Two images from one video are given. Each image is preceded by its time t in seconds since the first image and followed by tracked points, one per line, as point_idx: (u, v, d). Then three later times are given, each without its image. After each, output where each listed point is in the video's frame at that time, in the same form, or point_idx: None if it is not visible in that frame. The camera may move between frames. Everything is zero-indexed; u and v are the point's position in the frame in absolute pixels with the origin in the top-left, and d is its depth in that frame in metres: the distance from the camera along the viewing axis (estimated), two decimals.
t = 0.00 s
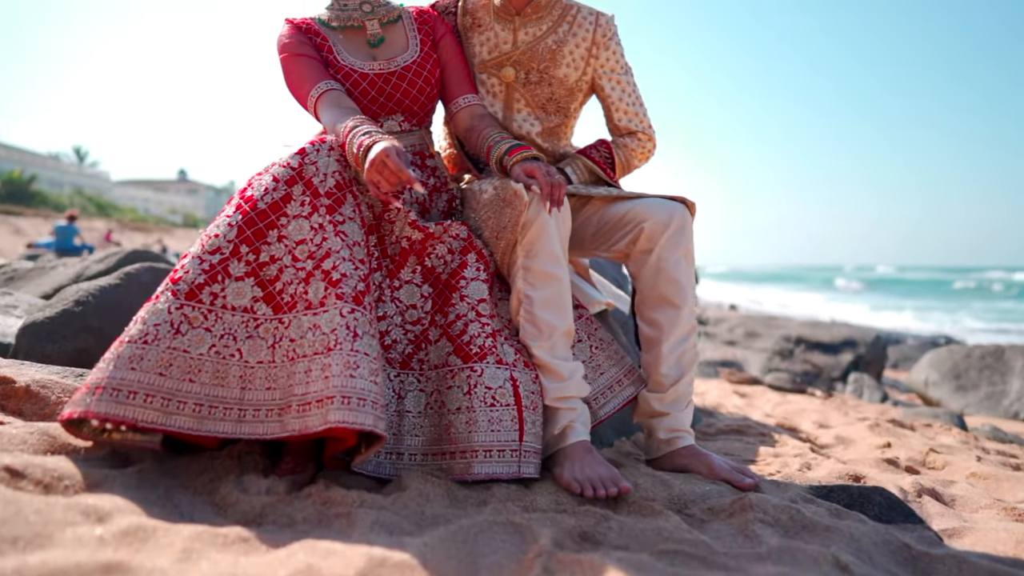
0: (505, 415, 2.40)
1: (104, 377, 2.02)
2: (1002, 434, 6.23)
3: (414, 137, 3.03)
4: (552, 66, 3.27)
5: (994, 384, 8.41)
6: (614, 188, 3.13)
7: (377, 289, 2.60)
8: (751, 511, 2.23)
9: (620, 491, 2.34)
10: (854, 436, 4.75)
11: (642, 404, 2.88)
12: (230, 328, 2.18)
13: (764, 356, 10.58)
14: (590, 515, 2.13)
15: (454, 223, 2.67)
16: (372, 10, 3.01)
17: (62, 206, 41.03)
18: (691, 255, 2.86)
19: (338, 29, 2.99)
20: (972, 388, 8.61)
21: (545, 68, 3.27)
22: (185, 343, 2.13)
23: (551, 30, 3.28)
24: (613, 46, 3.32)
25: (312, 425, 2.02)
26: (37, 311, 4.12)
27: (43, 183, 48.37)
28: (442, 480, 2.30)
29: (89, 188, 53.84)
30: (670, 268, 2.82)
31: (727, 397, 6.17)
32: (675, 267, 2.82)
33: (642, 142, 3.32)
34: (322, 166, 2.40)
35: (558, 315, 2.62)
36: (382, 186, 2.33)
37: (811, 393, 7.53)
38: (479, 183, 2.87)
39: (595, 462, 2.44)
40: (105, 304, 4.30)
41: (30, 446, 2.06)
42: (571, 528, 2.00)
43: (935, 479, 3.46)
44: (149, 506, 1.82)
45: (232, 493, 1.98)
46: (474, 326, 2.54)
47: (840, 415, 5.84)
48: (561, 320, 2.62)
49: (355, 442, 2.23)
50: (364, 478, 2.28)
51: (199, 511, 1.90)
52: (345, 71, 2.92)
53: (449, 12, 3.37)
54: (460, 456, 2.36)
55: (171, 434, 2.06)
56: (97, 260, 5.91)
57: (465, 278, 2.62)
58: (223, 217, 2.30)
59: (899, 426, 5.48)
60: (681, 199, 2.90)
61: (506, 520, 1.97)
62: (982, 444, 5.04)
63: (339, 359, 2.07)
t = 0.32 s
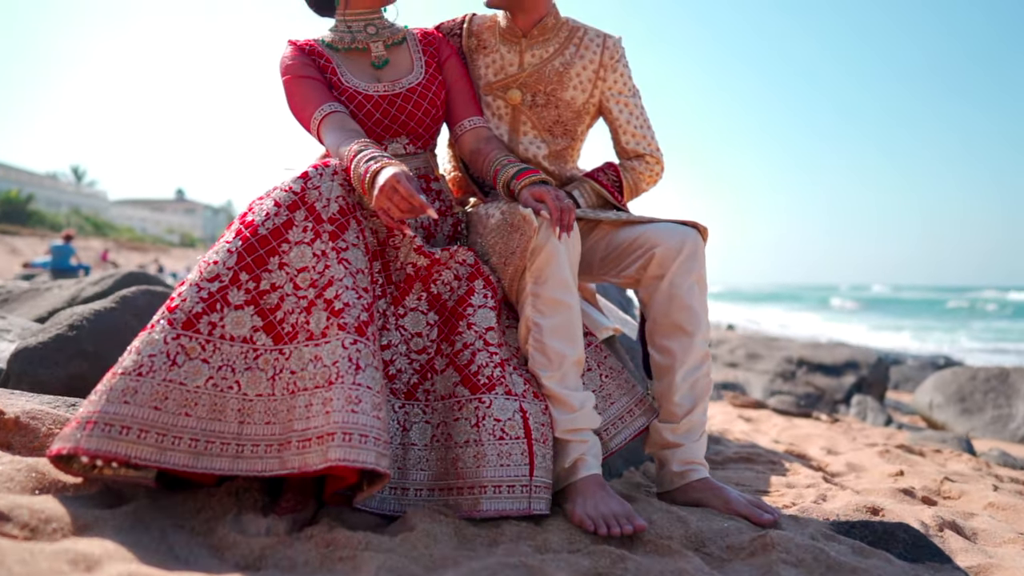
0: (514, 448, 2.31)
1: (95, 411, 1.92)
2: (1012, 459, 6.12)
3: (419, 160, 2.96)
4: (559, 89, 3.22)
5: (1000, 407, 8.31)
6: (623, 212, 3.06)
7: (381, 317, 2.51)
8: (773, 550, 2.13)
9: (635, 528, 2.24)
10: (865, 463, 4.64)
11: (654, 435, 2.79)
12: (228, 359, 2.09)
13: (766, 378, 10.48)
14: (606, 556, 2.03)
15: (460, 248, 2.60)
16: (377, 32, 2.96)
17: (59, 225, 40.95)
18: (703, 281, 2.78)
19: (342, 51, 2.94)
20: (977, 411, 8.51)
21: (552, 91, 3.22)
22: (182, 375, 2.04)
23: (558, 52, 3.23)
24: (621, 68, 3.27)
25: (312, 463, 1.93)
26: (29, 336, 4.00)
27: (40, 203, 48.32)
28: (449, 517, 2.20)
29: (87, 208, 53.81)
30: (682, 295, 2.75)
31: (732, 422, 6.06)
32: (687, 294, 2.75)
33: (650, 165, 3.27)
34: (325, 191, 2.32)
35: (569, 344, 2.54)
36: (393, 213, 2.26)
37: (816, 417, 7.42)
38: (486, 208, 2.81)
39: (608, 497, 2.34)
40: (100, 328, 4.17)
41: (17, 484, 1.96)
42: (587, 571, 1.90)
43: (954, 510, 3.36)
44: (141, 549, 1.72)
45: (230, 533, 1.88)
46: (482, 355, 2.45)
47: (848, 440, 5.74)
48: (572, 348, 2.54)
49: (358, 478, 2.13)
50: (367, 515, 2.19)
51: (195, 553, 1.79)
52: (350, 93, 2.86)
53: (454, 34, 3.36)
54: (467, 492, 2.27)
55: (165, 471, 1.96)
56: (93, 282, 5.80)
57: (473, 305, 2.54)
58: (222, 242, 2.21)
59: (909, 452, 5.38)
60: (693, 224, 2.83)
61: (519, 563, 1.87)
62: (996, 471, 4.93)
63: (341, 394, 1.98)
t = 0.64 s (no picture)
0: (525, 482, 2.22)
1: (86, 447, 1.83)
2: None
3: (424, 182, 2.90)
4: (566, 110, 3.16)
5: (1007, 430, 8.21)
6: (632, 235, 3.00)
7: (386, 345, 2.43)
8: None
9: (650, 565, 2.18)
10: (877, 489, 4.54)
11: (666, 466, 2.70)
12: (227, 391, 2.00)
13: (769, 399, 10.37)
14: None
15: (467, 272, 2.53)
16: (381, 52, 2.90)
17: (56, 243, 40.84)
18: (717, 306, 2.70)
19: (346, 71, 2.88)
20: (984, 434, 8.41)
21: (560, 112, 3.16)
22: (178, 409, 1.95)
23: (565, 73, 3.18)
24: (629, 89, 3.22)
25: (315, 502, 1.84)
26: (21, 360, 3.89)
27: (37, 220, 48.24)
28: (457, 556, 2.11)
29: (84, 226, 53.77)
30: (696, 321, 2.67)
31: (739, 446, 5.96)
32: (701, 320, 2.67)
33: (659, 187, 3.20)
34: (329, 216, 2.24)
35: (580, 373, 2.45)
36: (398, 236, 2.18)
37: (822, 440, 7.31)
38: (493, 231, 2.75)
39: (622, 533, 2.25)
40: (95, 352, 4.08)
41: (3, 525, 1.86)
42: None
43: (974, 542, 3.26)
44: None
45: None
46: (490, 385, 2.36)
47: (856, 465, 5.63)
48: (583, 377, 2.45)
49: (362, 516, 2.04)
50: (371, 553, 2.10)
51: None
52: (353, 114, 2.79)
53: (459, 55, 3.31)
54: (476, 529, 2.17)
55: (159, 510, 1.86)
56: (90, 303, 5.71)
57: (480, 332, 2.46)
58: (222, 268, 2.13)
59: (920, 477, 5.27)
60: (705, 248, 2.76)
61: None
62: (1010, 498, 4.82)
63: (345, 429, 1.89)
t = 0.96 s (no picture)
0: (535, 518, 2.12)
1: (75, 486, 1.73)
2: None
3: (428, 204, 2.82)
4: (573, 130, 3.10)
5: (1013, 451, 8.11)
6: (641, 258, 2.94)
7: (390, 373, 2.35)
8: None
9: None
10: (889, 516, 4.44)
11: (678, 497, 2.61)
12: (225, 424, 1.91)
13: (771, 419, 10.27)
14: None
15: (473, 297, 2.45)
16: (385, 72, 2.84)
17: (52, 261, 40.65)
18: (730, 331, 2.62)
19: (349, 91, 2.82)
20: (990, 455, 8.31)
21: (566, 132, 3.10)
22: (174, 444, 1.85)
23: (571, 93, 3.12)
24: (636, 109, 3.16)
25: (319, 544, 1.74)
26: (11, 383, 3.76)
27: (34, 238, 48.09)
28: None
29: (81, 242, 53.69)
30: (709, 347, 2.58)
31: (744, 470, 5.85)
32: (714, 346, 2.58)
33: (667, 208, 3.13)
34: (331, 240, 2.15)
35: (590, 402, 2.36)
36: (402, 260, 2.10)
37: (827, 462, 7.20)
38: (499, 254, 2.70)
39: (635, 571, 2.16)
40: (87, 376, 3.97)
41: None
42: None
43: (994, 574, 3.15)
44: None
45: None
46: (498, 415, 2.28)
47: (865, 490, 5.52)
48: (593, 407, 2.36)
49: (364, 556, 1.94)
50: None
51: None
52: (356, 135, 2.73)
53: (463, 74, 3.25)
54: (484, 568, 2.07)
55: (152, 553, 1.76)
56: (84, 323, 5.61)
57: (487, 360, 2.37)
58: (220, 296, 2.05)
59: (930, 503, 5.16)
60: (717, 272, 2.69)
61: None
62: None
63: (350, 465, 1.80)
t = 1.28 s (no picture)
0: (544, 554, 2.03)
1: (61, 528, 1.63)
2: None
3: (430, 225, 2.75)
4: (578, 149, 3.03)
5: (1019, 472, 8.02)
6: (649, 280, 2.88)
7: (392, 401, 2.26)
8: None
9: None
10: (900, 542, 4.34)
11: (690, 529, 2.52)
12: (221, 458, 1.83)
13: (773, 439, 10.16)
14: None
15: (478, 322, 2.38)
16: (388, 90, 2.78)
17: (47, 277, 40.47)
18: (742, 356, 2.55)
19: (351, 110, 2.76)
20: (995, 476, 8.22)
21: (571, 151, 3.03)
22: (167, 481, 1.77)
23: (576, 111, 3.07)
24: (642, 128, 3.11)
25: None
26: None
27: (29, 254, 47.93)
28: None
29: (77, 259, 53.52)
30: (721, 373, 2.51)
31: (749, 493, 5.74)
32: (727, 372, 2.51)
33: (674, 229, 3.07)
34: (332, 264, 2.06)
35: (600, 432, 2.28)
36: (404, 285, 1.97)
37: (832, 484, 7.09)
38: (504, 276, 2.63)
39: None
40: (78, 399, 3.85)
41: None
42: None
43: None
44: None
45: None
46: (504, 446, 2.19)
47: (872, 513, 5.42)
48: (603, 436, 2.28)
49: None
50: None
51: None
52: (358, 155, 2.66)
53: (466, 93, 3.19)
54: None
55: None
56: (77, 343, 5.50)
57: (493, 388, 2.29)
58: (216, 322, 1.96)
59: (940, 528, 5.06)
60: (729, 295, 2.62)
61: None
62: None
63: (352, 502, 1.72)
